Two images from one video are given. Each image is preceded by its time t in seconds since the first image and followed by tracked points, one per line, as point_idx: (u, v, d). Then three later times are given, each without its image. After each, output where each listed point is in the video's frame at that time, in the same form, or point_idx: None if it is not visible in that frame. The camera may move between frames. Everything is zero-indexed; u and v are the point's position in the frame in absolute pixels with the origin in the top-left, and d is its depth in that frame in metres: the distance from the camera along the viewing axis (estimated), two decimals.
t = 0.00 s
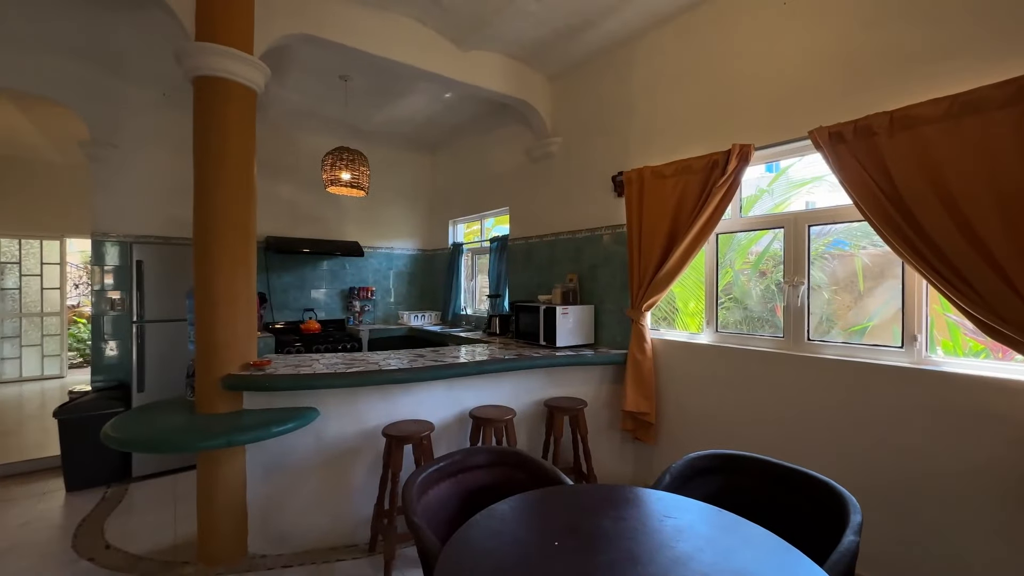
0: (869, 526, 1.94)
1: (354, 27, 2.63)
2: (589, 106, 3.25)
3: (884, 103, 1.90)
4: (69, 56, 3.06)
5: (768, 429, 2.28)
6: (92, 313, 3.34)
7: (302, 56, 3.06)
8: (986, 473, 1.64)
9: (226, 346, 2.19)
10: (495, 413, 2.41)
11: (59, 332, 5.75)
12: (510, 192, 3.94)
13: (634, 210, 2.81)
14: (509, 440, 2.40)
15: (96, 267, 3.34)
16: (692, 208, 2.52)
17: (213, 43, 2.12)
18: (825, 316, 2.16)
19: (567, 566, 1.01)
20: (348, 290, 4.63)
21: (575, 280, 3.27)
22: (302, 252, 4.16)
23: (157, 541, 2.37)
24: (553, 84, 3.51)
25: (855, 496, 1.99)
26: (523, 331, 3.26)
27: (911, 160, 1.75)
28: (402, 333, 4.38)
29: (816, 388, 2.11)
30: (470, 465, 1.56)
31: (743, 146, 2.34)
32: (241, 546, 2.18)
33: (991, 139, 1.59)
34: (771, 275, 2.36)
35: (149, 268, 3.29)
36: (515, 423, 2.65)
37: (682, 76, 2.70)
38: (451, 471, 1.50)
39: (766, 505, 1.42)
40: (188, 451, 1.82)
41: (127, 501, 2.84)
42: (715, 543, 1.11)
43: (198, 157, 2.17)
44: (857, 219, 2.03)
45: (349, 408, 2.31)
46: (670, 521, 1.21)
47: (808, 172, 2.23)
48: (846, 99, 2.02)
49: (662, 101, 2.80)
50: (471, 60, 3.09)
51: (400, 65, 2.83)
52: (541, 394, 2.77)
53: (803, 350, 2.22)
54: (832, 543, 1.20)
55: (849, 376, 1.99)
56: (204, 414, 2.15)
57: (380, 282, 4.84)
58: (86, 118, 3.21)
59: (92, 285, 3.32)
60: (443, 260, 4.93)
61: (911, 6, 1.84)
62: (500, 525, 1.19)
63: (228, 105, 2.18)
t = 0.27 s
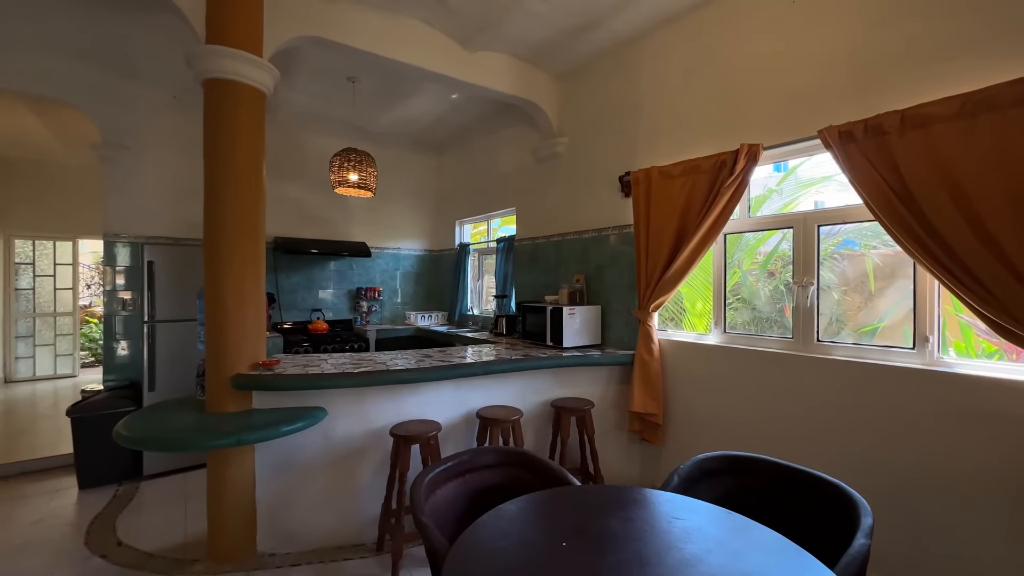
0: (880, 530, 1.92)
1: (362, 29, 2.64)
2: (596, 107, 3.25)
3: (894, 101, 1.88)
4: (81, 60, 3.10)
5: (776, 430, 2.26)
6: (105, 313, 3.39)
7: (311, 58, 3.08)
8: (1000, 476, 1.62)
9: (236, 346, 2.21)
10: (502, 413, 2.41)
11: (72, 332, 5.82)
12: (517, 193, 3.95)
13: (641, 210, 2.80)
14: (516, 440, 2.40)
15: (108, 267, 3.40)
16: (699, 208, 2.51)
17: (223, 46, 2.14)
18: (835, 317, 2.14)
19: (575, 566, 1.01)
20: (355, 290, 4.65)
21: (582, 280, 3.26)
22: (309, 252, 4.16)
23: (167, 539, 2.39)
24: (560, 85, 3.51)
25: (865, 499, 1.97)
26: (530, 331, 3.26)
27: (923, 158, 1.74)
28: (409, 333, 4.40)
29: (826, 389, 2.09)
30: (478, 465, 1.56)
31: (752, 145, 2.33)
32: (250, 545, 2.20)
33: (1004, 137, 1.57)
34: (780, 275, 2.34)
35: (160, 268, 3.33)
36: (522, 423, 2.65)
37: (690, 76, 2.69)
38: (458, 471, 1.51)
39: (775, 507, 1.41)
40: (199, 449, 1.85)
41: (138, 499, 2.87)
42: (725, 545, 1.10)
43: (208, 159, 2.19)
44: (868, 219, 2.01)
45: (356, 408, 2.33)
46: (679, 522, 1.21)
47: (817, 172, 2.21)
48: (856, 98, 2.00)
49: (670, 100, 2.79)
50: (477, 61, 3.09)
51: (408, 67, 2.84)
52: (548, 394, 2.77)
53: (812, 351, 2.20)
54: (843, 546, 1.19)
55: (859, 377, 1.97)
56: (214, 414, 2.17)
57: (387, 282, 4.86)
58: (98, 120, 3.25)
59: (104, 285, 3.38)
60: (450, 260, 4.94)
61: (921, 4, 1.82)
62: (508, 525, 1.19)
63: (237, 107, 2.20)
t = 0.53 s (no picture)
0: (891, 533, 1.90)
1: (370, 31, 2.66)
2: (603, 107, 3.24)
3: (907, 99, 1.86)
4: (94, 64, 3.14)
5: (785, 432, 2.24)
6: (117, 312, 3.44)
7: (319, 60, 3.11)
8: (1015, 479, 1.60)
9: (246, 346, 2.23)
10: (510, 413, 2.41)
11: (85, 332, 5.89)
12: (524, 194, 3.95)
13: (649, 210, 2.79)
14: (524, 441, 2.40)
15: (121, 268, 3.45)
16: (708, 208, 2.49)
17: (233, 49, 2.16)
18: (845, 318, 2.12)
19: (584, 567, 1.01)
20: (363, 291, 4.67)
21: (589, 280, 3.26)
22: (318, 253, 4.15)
23: (178, 537, 2.42)
24: (567, 85, 3.51)
25: (876, 501, 1.95)
26: (537, 331, 3.26)
27: (935, 158, 1.72)
28: (417, 334, 4.42)
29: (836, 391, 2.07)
30: (486, 465, 1.56)
31: (760, 145, 2.31)
32: (260, 543, 2.22)
33: (1019, 135, 1.54)
34: (789, 275, 2.32)
35: (171, 269, 3.37)
36: (529, 423, 2.65)
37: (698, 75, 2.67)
38: (466, 471, 1.51)
39: (787, 510, 1.40)
40: (210, 448, 1.87)
41: (150, 496, 2.91)
42: (735, 547, 1.09)
43: (219, 161, 2.22)
44: (878, 219, 1.99)
45: (365, 408, 2.34)
46: (688, 525, 1.20)
47: (827, 171, 2.19)
48: (867, 97, 1.98)
49: (677, 100, 2.77)
50: (484, 62, 3.10)
51: (416, 68, 2.85)
52: (556, 395, 2.77)
53: (823, 353, 2.17)
54: (854, 550, 1.17)
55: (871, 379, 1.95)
56: (223, 413, 2.19)
57: (395, 282, 4.88)
58: (110, 123, 3.30)
59: (117, 285, 3.43)
60: (456, 261, 4.95)
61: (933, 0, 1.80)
62: (515, 525, 1.19)
63: (247, 109, 2.22)
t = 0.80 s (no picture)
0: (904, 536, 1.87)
1: (379, 33, 2.67)
2: (612, 106, 3.23)
3: (920, 97, 1.84)
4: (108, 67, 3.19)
5: (796, 434, 2.22)
6: (130, 313, 3.49)
7: (328, 62, 3.13)
8: None
9: (257, 346, 2.25)
10: (517, 413, 2.41)
11: (99, 331, 5.97)
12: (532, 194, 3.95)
13: (658, 210, 2.78)
14: (531, 441, 2.40)
15: (133, 268, 3.50)
16: (717, 207, 2.47)
17: (244, 51, 2.18)
18: (857, 318, 2.09)
19: (593, 567, 1.01)
20: (371, 291, 4.70)
21: (597, 281, 3.25)
22: (327, 253, 4.16)
23: (189, 534, 2.44)
24: (575, 85, 3.50)
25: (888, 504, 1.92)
26: (545, 331, 3.25)
27: (950, 156, 1.69)
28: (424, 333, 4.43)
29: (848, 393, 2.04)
30: (494, 465, 1.56)
31: (771, 144, 2.29)
32: (270, 541, 2.24)
33: None
34: (800, 275, 2.30)
35: (183, 269, 3.40)
36: (537, 423, 2.65)
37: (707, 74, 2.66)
38: (475, 471, 1.51)
39: (798, 511, 1.38)
40: (223, 447, 1.89)
41: (162, 494, 2.95)
42: (746, 549, 1.09)
43: (231, 163, 2.24)
44: (890, 218, 1.97)
45: (373, 407, 2.35)
46: (697, 526, 1.19)
47: (837, 169, 2.17)
48: (879, 95, 1.96)
49: (686, 99, 2.76)
50: (492, 63, 3.11)
51: (424, 69, 2.87)
52: (563, 395, 2.76)
53: (834, 354, 2.15)
54: (866, 552, 1.16)
55: (883, 380, 1.93)
56: (234, 412, 2.21)
57: (403, 282, 4.90)
58: (124, 126, 3.35)
59: (129, 286, 3.48)
60: (464, 261, 4.96)
61: None
62: (524, 526, 1.19)
63: (258, 111, 2.24)
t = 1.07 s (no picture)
0: (916, 539, 1.85)
1: (387, 35, 2.68)
2: (619, 106, 3.21)
3: (933, 95, 1.81)
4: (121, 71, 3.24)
5: (805, 436, 2.20)
6: (142, 313, 3.54)
7: (337, 64, 3.15)
8: None
9: (266, 346, 2.27)
10: (524, 414, 2.42)
11: (111, 331, 6.05)
12: (539, 194, 3.94)
13: (666, 210, 2.76)
14: (539, 442, 2.39)
15: (145, 268, 3.55)
16: (726, 207, 2.46)
17: (254, 54, 2.21)
18: (868, 319, 2.07)
19: (600, 567, 1.01)
20: (379, 291, 4.73)
21: (604, 281, 3.24)
22: (335, 253, 4.17)
23: (200, 532, 2.47)
24: (582, 85, 3.50)
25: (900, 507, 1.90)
26: (552, 332, 3.25)
27: (963, 155, 1.67)
28: (431, 334, 4.45)
29: (858, 394, 2.02)
30: (502, 466, 1.57)
31: (780, 143, 2.27)
32: (280, 539, 2.26)
33: None
34: (810, 276, 2.28)
35: (194, 270, 3.45)
36: (544, 424, 2.65)
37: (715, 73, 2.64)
38: (482, 471, 1.52)
39: (807, 514, 1.37)
40: (234, 446, 1.91)
41: (173, 492, 2.98)
42: (755, 552, 1.08)
43: (240, 164, 2.26)
44: (902, 217, 1.95)
45: (381, 407, 2.36)
46: (706, 528, 1.18)
47: (848, 168, 2.15)
48: (891, 92, 1.93)
49: (694, 99, 2.74)
50: (499, 63, 3.11)
51: (432, 70, 2.87)
52: (571, 395, 2.76)
53: (845, 355, 2.13)
54: (878, 555, 1.15)
55: (894, 381, 1.91)
56: (244, 411, 2.23)
57: (410, 282, 4.92)
58: (137, 129, 3.40)
59: (141, 286, 3.53)
60: (471, 262, 4.97)
61: None
62: (531, 526, 1.19)
63: (268, 114, 2.26)
